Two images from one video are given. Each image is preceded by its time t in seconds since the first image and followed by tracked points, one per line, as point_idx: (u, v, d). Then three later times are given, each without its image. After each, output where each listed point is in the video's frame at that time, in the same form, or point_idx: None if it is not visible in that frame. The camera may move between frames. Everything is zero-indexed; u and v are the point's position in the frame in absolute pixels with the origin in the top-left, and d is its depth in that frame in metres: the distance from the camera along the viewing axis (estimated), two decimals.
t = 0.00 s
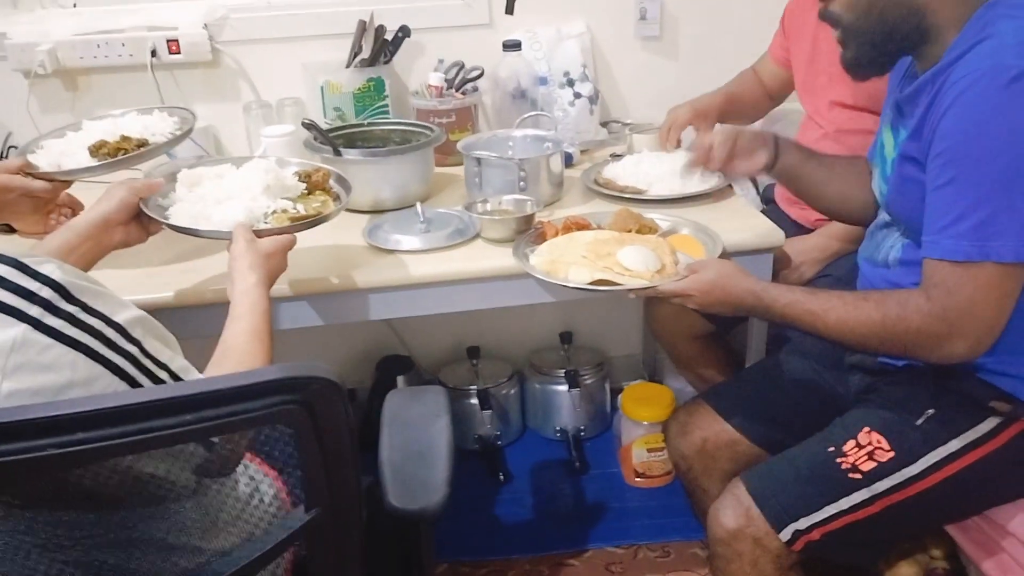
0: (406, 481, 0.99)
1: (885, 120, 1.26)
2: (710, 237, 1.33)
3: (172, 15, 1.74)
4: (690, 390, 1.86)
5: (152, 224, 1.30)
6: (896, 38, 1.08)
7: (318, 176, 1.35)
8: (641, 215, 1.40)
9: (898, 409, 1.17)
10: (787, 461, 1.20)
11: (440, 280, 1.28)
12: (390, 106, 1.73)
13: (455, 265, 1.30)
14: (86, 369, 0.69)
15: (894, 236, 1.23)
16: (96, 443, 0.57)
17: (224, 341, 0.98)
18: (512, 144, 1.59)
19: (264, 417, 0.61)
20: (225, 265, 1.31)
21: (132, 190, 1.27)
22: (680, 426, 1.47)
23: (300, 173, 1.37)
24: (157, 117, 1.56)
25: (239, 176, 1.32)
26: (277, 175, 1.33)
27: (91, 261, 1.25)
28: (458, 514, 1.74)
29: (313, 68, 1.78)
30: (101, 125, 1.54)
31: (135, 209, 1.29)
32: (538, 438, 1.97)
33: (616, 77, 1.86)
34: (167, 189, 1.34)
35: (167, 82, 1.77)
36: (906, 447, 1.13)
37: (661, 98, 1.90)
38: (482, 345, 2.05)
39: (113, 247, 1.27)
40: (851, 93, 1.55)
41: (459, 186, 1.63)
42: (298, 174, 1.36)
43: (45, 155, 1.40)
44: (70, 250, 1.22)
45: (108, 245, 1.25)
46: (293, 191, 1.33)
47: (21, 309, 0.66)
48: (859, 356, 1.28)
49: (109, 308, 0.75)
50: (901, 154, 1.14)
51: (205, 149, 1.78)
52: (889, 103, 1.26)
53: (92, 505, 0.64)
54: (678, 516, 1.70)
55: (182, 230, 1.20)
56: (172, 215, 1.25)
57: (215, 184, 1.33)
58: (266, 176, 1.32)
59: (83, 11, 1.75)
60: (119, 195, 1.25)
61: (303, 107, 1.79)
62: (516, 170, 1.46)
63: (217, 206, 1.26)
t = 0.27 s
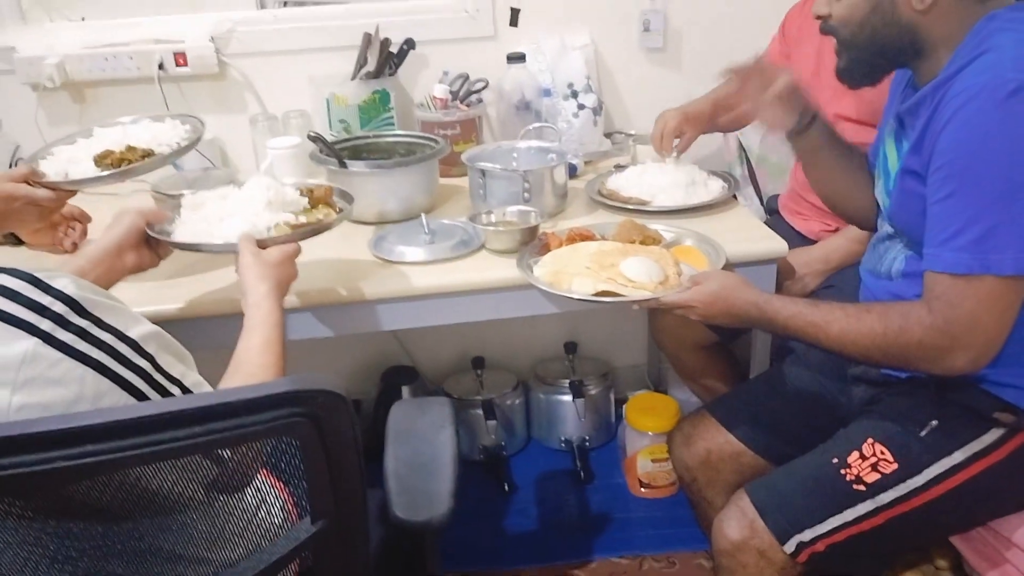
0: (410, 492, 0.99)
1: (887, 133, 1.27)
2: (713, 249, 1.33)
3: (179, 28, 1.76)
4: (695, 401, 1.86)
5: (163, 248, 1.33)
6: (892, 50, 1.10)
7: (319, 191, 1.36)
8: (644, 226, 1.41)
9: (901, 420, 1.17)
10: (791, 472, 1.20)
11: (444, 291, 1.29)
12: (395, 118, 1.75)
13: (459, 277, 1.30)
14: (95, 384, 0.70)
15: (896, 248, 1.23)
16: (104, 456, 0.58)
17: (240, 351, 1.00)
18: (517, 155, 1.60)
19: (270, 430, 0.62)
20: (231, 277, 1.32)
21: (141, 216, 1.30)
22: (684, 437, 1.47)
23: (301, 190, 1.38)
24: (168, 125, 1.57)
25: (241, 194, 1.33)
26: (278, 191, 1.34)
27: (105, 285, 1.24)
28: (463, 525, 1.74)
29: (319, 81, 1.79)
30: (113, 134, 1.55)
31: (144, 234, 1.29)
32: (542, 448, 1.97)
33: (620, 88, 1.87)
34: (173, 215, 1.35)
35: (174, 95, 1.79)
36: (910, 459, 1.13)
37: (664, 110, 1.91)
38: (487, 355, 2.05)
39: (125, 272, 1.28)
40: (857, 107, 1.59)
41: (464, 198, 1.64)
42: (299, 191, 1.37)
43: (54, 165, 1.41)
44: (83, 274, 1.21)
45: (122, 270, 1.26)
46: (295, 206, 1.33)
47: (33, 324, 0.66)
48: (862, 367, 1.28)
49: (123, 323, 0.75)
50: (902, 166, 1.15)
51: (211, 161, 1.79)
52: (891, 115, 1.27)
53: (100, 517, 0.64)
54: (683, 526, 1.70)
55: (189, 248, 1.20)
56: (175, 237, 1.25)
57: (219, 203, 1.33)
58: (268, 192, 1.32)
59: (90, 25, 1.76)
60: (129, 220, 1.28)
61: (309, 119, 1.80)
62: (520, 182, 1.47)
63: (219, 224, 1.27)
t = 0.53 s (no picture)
0: (417, 513, 0.99)
1: (890, 153, 1.27)
2: (720, 269, 1.33)
3: (188, 50, 1.78)
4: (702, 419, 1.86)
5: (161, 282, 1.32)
6: (903, 69, 1.09)
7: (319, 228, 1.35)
8: (650, 245, 1.41)
9: (909, 440, 1.17)
10: (798, 492, 1.20)
11: (451, 311, 1.30)
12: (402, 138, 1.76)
13: (466, 296, 1.31)
14: (109, 411, 0.70)
15: (901, 267, 1.24)
16: (114, 477, 0.58)
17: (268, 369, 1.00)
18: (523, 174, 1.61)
19: (278, 452, 0.62)
20: (238, 297, 1.33)
21: (139, 251, 1.32)
22: (691, 456, 1.47)
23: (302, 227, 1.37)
24: (182, 143, 1.58)
25: (241, 231, 1.33)
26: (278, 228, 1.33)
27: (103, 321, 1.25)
28: (470, 545, 1.73)
29: (326, 101, 1.81)
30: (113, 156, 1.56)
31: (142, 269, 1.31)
32: (550, 467, 1.97)
33: (625, 107, 1.89)
34: (173, 251, 1.36)
35: (183, 116, 1.81)
36: (918, 479, 1.13)
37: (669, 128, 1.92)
38: (494, 373, 2.05)
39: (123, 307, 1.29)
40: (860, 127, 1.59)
41: (470, 217, 1.65)
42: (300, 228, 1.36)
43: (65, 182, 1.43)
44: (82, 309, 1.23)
45: (121, 304, 1.28)
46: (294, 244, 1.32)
47: (51, 348, 0.67)
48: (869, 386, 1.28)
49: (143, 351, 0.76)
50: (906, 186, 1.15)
51: (219, 181, 1.81)
52: (894, 136, 1.28)
53: (109, 537, 0.65)
54: (690, 545, 1.69)
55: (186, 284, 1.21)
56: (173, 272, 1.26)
57: (219, 240, 1.33)
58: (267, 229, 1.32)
59: (101, 47, 1.78)
60: (126, 255, 1.30)
61: (318, 139, 1.83)
62: (526, 202, 1.48)
63: (217, 261, 1.27)
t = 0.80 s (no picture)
0: (427, 529, 0.99)
1: (894, 165, 1.28)
2: (728, 283, 1.33)
3: (198, 67, 1.79)
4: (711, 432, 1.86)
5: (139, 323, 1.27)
6: (913, 80, 1.08)
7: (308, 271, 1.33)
8: (658, 258, 1.41)
9: (920, 453, 1.16)
10: (809, 506, 1.19)
11: (459, 326, 1.30)
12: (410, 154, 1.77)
13: (474, 310, 1.31)
14: (132, 417, 0.71)
15: (906, 279, 1.23)
16: (127, 495, 0.59)
17: (262, 349, 1.01)
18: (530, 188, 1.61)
19: (290, 470, 0.62)
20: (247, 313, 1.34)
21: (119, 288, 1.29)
22: (701, 470, 1.46)
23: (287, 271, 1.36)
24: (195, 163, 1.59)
25: (220, 276, 1.34)
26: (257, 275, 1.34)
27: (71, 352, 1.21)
28: (479, 560, 1.72)
29: (335, 117, 1.82)
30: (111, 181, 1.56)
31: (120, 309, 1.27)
32: (558, 481, 1.96)
33: (632, 121, 1.89)
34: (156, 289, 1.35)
35: (193, 132, 1.82)
36: (929, 493, 1.12)
37: (676, 142, 1.92)
38: (502, 388, 2.05)
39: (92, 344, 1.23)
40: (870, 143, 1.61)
41: (478, 232, 1.65)
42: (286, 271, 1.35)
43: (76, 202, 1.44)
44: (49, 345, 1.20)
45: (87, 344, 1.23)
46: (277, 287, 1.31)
47: (75, 355, 0.67)
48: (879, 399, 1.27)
49: (164, 355, 0.76)
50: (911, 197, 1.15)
51: (228, 197, 1.82)
52: (898, 148, 1.28)
53: (120, 555, 0.65)
54: (700, 560, 1.68)
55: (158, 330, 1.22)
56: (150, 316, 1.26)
57: (201, 281, 1.33)
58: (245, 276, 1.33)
59: (111, 65, 1.80)
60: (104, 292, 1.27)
61: (326, 155, 1.84)
62: (534, 216, 1.48)
63: (191, 305, 1.27)
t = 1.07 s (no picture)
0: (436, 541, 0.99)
1: (902, 171, 1.27)
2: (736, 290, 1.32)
3: (205, 75, 1.80)
4: (719, 440, 1.85)
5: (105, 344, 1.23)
6: (921, 87, 1.07)
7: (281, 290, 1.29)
8: (665, 265, 1.41)
9: (929, 461, 1.15)
10: (817, 513, 1.18)
11: (466, 333, 1.30)
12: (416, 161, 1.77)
13: (481, 317, 1.31)
14: (156, 411, 0.71)
15: (914, 286, 1.23)
16: (136, 503, 0.58)
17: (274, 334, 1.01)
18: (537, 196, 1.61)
19: (300, 478, 0.62)
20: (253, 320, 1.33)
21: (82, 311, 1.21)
22: (708, 478, 1.45)
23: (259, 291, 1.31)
24: (196, 170, 1.65)
25: (191, 294, 1.26)
26: (228, 293, 1.26)
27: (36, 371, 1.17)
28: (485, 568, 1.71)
29: (341, 125, 1.82)
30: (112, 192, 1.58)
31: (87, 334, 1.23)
32: (565, 489, 1.95)
33: (639, 128, 1.89)
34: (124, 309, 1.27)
35: (200, 140, 1.83)
36: (939, 500, 1.11)
37: (683, 148, 1.92)
38: (509, 394, 2.05)
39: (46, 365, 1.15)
40: (876, 148, 1.60)
41: (484, 239, 1.65)
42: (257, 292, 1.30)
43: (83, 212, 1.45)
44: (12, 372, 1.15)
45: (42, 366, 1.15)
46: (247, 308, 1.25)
47: (102, 350, 0.68)
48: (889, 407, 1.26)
49: (184, 351, 0.77)
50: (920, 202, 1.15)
51: (235, 205, 1.82)
52: (906, 154, 1.27)
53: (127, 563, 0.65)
54: (708, 567, 1.67)
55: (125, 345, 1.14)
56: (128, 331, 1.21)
57: (172, 300, 1.26)
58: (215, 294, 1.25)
59: (119, 73, 1.80)
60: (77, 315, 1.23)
61: (332, 162, 1.84)
62: (541, 223, 1.48)
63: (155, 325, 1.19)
